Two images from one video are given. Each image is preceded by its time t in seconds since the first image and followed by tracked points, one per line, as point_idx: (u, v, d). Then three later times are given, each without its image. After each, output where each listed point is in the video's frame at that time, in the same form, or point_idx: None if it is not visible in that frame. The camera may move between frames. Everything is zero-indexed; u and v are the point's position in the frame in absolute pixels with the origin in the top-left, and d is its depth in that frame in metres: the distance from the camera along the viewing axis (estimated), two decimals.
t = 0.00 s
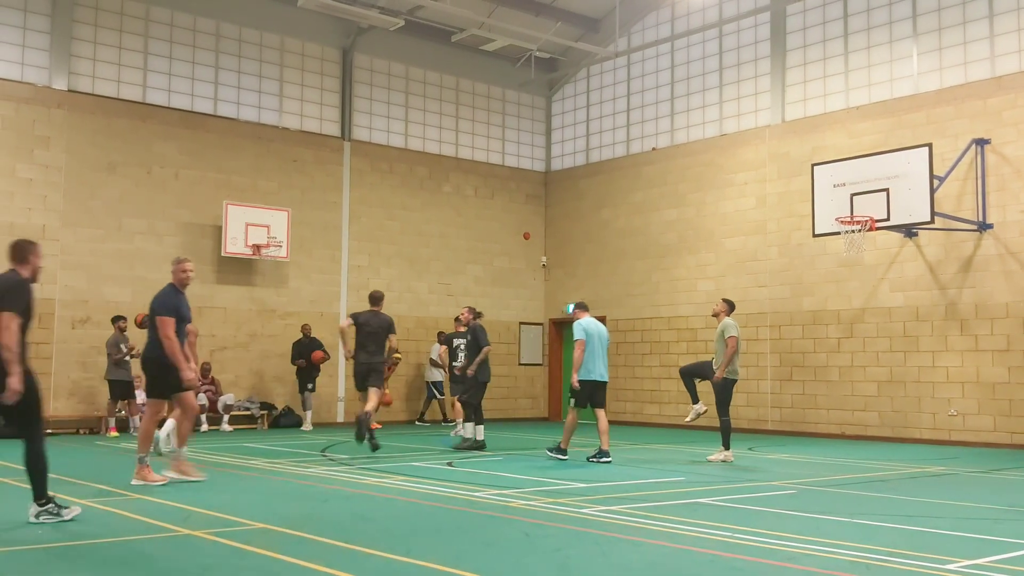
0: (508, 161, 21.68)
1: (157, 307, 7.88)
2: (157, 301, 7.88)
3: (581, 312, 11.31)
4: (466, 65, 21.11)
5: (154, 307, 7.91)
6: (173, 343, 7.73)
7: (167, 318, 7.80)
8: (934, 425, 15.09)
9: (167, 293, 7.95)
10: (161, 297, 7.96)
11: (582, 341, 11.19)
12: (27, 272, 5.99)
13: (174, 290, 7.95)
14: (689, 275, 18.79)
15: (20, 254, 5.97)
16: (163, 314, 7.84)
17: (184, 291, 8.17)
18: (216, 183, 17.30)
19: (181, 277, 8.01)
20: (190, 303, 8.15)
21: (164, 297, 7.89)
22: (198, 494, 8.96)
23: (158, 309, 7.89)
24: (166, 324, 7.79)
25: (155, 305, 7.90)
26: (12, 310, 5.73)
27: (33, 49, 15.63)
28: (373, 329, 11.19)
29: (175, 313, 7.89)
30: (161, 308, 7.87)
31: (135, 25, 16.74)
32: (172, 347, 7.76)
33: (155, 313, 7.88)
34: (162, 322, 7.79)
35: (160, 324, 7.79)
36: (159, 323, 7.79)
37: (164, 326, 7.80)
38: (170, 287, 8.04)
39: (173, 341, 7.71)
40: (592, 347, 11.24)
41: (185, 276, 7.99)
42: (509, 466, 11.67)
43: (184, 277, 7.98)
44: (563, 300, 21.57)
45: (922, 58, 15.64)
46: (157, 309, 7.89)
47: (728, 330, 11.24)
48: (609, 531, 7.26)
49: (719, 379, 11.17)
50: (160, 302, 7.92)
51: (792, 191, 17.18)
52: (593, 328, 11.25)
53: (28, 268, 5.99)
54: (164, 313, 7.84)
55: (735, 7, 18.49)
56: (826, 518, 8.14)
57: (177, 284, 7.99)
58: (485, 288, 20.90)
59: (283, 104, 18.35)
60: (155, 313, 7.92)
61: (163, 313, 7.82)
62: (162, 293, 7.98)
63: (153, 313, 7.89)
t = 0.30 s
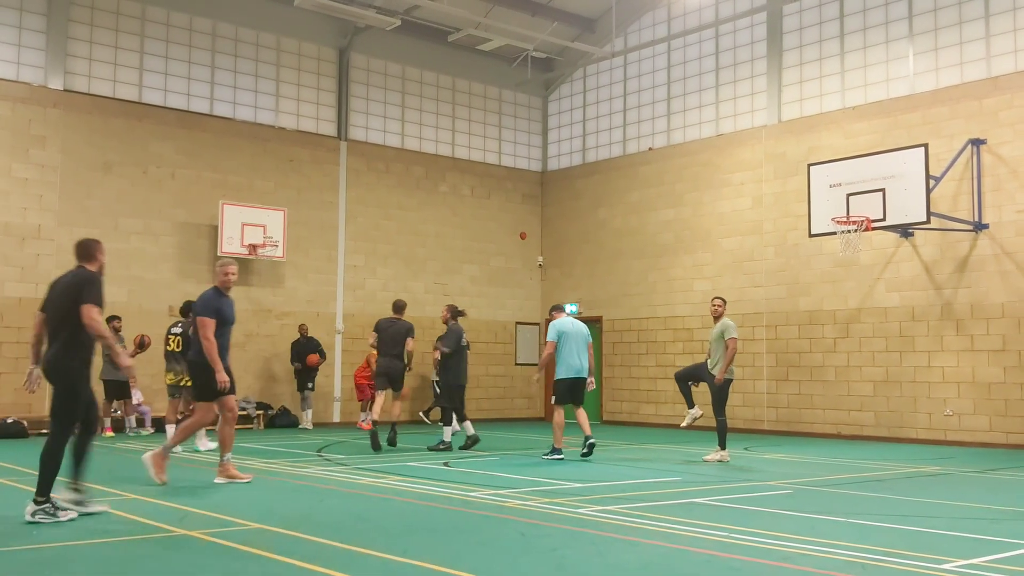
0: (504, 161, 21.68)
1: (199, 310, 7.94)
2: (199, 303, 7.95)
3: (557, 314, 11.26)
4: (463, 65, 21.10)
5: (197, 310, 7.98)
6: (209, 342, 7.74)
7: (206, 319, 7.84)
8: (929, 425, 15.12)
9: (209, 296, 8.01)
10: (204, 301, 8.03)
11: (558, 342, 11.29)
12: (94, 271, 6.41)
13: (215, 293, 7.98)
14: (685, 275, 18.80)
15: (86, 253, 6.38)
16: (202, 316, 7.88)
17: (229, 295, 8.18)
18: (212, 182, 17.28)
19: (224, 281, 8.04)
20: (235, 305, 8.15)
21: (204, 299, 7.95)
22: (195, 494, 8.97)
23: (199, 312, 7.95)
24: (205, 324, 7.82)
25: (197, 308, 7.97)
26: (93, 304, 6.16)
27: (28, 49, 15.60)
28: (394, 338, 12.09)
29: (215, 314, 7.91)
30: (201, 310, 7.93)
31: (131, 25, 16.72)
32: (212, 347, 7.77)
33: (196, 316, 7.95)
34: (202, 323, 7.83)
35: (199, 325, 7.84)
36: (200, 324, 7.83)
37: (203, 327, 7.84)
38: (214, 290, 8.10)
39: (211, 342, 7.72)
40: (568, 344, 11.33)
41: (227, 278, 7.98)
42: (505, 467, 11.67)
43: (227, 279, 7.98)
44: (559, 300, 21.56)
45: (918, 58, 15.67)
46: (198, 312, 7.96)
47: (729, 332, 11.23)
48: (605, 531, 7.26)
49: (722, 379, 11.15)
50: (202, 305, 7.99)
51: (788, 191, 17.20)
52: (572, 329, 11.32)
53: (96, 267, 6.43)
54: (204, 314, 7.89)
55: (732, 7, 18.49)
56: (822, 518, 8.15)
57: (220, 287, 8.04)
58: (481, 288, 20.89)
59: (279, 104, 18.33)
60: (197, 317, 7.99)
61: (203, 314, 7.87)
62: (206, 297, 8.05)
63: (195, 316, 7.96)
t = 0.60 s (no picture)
0: (498, 161, 21.68)
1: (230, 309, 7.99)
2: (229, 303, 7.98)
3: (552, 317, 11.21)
4: (457, 66, 21.09)
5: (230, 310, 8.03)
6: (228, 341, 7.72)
7: (230, 318, 7.83)
8: (922, 425, 15.15)
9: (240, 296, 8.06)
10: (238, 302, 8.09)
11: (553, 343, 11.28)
12: (143, 277, 6.75)
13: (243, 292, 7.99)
14: (679, 275, 18.81)
15: (135, 261, 6.73)
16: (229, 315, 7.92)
17: (263, 296, 8.17)
18: (205, 182, 17.24)
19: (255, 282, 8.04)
20: (267, 306, 8.14)
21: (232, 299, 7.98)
22: (186, 494, 8.96)
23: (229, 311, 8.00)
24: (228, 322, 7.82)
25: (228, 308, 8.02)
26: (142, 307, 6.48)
27: (21, 48, 15.55)
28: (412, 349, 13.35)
29: (241, 314, 7.90)
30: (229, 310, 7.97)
31: (125, 25, 16.68)
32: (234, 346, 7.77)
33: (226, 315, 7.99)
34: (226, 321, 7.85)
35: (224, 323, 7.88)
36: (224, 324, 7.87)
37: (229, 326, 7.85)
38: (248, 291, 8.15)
39: (224, 341, 7.71)
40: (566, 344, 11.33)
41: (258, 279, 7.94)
42: (498, 467, 11.68)
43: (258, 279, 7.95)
44: (553, 301, 21.56)
45: (911, 59, 15.71)
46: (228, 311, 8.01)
47: (721, 331, 11.22)
48: (598, 531, 7.26)
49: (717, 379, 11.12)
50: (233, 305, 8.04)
51: (782, 191, 17.22)
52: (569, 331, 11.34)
53: (145, 274, 6.75)
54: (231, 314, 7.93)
55: (726, 7, 18.50)
56: (815, 518, 8.15)
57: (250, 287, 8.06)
58: (475, 288, 20.89)
59: (272, 104, 18.31)
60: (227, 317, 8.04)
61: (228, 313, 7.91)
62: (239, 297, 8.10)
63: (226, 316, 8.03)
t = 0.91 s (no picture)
0: (491, 161, 21.67)
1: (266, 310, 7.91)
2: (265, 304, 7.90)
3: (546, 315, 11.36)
4: (449, 65, 21.08)
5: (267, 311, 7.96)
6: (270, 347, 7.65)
7: (267, 321, 7.75)
8: (913, 425, 15.19)
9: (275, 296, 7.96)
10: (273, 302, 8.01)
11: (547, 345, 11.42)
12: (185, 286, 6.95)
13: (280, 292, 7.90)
14: (671, 275, 18.83)
15: (176, 269, 6.93)
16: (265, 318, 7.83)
17: (296, 296, 8.07)
18: (197, 182, 17.20)
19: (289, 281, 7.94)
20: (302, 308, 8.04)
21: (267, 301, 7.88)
22: (177, 494, 8.95)
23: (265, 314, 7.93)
24: (264, 327, 7.73)
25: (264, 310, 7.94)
26: (185, 318, 6.69)
27: (11, 47, 15.49)
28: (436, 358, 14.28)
29: (279, 316, 7.81)
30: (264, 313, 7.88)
31: (116, 24, 16.63)
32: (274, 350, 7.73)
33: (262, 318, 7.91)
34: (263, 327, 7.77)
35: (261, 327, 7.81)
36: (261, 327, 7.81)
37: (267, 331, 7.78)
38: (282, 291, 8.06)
39: (264, 345, 7.64)
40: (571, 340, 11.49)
41: (292, 279, 7.86)
42: (490, 467, 11.68)
43: (295, 279, 7.86)
44: (545, 301, 21.56)
45: (903, 59, 15.75)
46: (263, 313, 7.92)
47: (707, 331, 11.23)
48: (590, 530, 7.26)
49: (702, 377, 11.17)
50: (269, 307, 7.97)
51: (773, 191, 17.26)
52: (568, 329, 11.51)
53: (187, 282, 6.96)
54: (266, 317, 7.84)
55: (718, 8, 18.52)
56: (807, 518, 8.16)
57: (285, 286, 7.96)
58: (467, 288, 20.88)
59: (264, 103, 18.26)
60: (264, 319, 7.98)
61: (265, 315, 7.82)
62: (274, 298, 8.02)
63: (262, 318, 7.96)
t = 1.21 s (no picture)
0: (482, 161, 21.66)
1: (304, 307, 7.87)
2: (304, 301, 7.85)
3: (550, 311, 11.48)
4: (440, 65, 21.06)
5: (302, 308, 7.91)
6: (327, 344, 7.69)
7: (314, 319, 7.74)
8: (903, 425, 15.24)
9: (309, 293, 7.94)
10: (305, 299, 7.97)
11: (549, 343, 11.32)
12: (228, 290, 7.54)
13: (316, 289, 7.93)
14: (662, 275, 18.85)
15: (221, 275, 7.51)
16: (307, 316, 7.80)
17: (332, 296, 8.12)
18: (187, 181, 17.16)
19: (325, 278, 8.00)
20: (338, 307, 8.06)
21: (307, 298, 7.85)
22: (167, 494, 8.94)
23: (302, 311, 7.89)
24: (312, 325, 7.72)
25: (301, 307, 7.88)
26: (235, 319, 7.30)
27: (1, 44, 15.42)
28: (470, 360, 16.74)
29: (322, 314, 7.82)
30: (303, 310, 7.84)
31: (106, 22, 16.58)
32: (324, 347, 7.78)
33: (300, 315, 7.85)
34: (309, 324, 7.74)
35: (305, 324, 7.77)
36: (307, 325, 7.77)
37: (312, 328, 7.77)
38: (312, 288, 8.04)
39: (321, 341, 7.61)
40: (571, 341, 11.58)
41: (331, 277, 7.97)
42: (481, 467, 11.66)
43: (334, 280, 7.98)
44: (537, 300, 21.56)
45: (893, 60, 15.80)
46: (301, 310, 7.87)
47: (690, 332, 11.25)
48: (582, 530, 7.26)
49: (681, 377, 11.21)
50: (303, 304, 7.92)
51: (764, 192, 17.30)
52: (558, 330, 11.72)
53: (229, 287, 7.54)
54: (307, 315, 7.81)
55: (709, 8, 18.54)
56: (798, 517, 8.18)
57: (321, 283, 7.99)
58: (459, 288, 20.87)
59: (254, 102, 18.21)
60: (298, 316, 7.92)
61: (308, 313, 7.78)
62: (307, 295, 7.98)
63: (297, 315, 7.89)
